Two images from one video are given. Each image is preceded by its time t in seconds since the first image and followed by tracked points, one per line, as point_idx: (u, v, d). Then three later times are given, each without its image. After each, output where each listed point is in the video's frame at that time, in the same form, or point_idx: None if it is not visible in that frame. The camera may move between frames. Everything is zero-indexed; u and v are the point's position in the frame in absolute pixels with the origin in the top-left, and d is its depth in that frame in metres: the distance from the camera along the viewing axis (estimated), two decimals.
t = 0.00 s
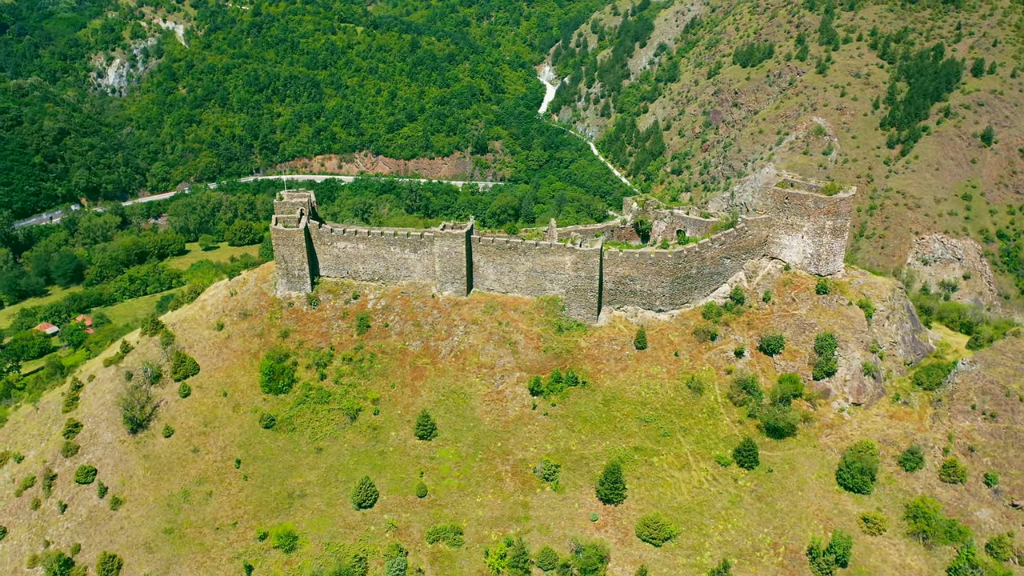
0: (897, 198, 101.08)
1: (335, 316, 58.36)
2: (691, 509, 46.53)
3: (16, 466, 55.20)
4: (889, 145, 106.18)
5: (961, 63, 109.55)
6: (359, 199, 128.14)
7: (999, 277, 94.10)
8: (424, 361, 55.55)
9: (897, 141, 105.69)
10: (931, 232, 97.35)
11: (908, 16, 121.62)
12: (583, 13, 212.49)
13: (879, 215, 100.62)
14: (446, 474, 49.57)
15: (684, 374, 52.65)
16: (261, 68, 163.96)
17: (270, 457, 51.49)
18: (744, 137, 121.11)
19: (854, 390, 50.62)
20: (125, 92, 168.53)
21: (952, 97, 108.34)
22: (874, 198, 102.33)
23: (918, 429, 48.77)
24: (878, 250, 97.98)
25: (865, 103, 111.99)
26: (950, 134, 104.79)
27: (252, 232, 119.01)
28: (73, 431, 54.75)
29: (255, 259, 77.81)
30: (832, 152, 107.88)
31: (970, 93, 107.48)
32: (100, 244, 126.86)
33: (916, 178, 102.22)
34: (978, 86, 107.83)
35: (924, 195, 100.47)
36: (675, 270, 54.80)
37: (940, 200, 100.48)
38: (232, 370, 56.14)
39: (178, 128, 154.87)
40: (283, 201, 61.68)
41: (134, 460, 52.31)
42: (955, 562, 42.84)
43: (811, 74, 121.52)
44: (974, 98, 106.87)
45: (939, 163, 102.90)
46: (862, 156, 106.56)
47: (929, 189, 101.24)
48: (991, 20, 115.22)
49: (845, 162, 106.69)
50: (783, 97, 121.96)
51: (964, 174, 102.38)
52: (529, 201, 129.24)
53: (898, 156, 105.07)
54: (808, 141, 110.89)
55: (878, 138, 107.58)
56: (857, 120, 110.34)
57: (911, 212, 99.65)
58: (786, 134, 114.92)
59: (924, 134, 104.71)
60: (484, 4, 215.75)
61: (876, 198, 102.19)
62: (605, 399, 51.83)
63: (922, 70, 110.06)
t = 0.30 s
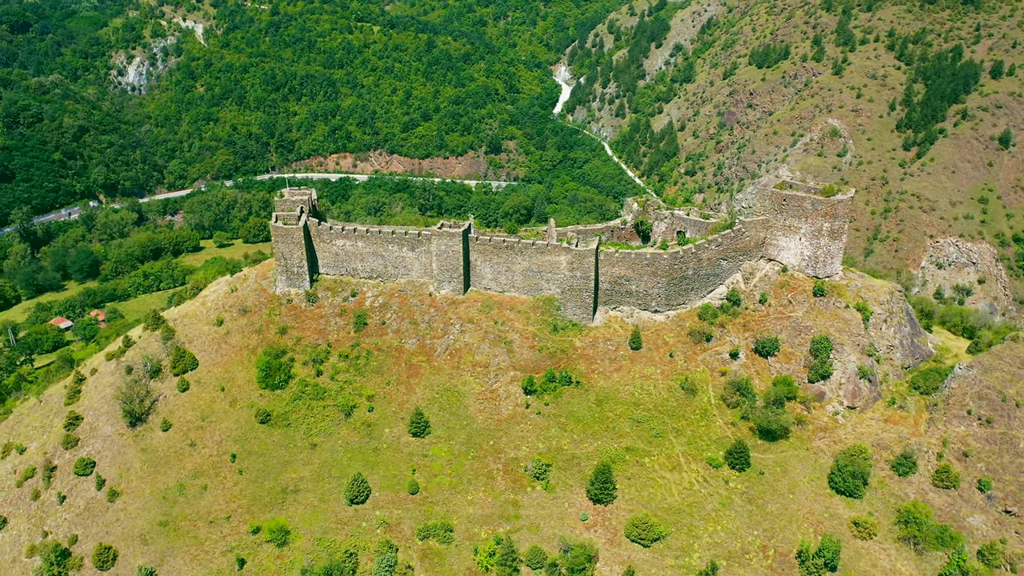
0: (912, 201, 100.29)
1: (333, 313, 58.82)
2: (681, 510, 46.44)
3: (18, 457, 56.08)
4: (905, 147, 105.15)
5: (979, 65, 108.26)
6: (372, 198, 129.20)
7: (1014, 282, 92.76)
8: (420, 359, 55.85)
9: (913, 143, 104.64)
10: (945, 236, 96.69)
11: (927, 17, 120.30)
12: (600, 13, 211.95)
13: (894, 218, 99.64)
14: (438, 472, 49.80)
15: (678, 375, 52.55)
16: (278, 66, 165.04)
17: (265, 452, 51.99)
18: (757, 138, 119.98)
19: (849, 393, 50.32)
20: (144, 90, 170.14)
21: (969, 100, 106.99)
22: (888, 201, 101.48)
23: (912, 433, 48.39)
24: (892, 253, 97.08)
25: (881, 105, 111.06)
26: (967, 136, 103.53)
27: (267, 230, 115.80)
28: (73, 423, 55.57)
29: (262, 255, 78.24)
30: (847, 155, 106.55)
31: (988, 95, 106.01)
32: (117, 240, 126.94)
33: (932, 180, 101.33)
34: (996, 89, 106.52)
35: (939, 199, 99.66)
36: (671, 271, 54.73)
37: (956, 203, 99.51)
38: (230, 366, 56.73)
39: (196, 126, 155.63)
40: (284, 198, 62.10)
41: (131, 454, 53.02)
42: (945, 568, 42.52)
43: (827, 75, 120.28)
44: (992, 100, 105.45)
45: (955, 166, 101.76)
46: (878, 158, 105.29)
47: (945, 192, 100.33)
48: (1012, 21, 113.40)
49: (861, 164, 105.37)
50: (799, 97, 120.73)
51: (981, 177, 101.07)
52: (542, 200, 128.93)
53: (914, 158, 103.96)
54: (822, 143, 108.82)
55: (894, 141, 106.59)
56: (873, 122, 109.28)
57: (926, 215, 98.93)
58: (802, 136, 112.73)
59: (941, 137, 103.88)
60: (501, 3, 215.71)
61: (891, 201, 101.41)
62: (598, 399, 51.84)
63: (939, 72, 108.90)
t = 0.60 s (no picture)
0: (927, 204, 99.30)
1: (332, 310, 59.29)
2: (672, 512, 46.33)
3: (21, 448, 57.02)
4: (921, 150, 104.09)
5: (999, 66, 105.45)
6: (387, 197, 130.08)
7: None
8: (416, 357, 56.13)
9: (929, 146, 103.56)
10: (961, 240, 95.30)
11: (946, 18, 118.61)
12: (618, 13, 211.37)
13: (908, 221, 98.97)
14: (431, 469, 50.05)
15: (673, 375, 52.50)
16: (296, 66, 165.94)
17: (261, 446, 52.50)
18: (772, 139, 120.40)
19: (844, 397, 50.01)
20: (164, 88, 171.48)
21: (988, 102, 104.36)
22: (904, 204, 100.79)
23: (907, 438, 48.02)
24: (907, 258, 96.55)
25: (898, 107, 110.02)
26: (985, 139, 101.60)
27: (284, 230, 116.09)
28: (75, 416, 56.41)
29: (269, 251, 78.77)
30: (862, 156, 106.22)
31: (1008, 97, 103.25)
32: (133, 237, 126.28)
33: (949, 183, 100.06)
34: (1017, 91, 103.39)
35: (955, 202, 98.43)
36: (667, 271, 54.62)
37: (973, 206, 97.89)
38: (229, 361, 57.33)
39: (213, 124, 156.68)
40: (285, 195, 62.54)
41: (130, 446, 53.76)
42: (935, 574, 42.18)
43: (844, 76, 119.11)
44: (1011, 102, 102.74)
45: (973, 169, 99.86)
46: (894, 161, 104.57)
47: (961, 195, 98.77)
48: None
49: (876, 166, 104.87)
50: (815, 99, 120.30)
51: (999, 180, 98.85)
52: (554, 200, 129.00)
53: (930, 161, 102.92)
54: (838, 144, 109.01)
55: (910, 143, 105.66)
56: (889, 124, 108.49)
57: (942, 218, 97.92)
58: (816, 137, 113.20)
59: (959, 139, 101.97)
60: (518, 3, 215.60)
61: (907, 204, 100.65)
62: (592, 399, 51.86)
63: (958, 73, 107.15)
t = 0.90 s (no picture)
0: (946, 207, 97.96)
1: (332, 307, 59.81)
2: (664, 512, 46.13)
3: (27, 439, 58.01)
4: (939, 153, 102.62)
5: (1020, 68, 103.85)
6: (401, 196, 130.41)
7: None
8: (414, 354, 56.50)
9: (948, 149, 102.05)
10: (980, 244, 93.94)
11: (968, 19, 116.77)
12: (637, 13, 210.32)
13: (925, 224, 97.87)
14: (425, 466, 50.28)
15: (669, 376, 52.43)
16: (315, 64, 166.67)
17: (259, 441, 53.10)
18: (790, 141, 119.52)
19: (841, 400, 49.63)
20: (186, 86, 173.02)
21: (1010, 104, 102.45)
22: (922, 207, 99.50)
23: (904, 443, 47.60)
24: (925, 261, 95.42)
25: (917, 109, 108.76)
26: (1005, 142, 99.62)
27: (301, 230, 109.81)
28: (79, 408, 57.33)
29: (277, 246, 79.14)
30: (880, 159, 105.55)
31: None
32: (152, 232, 125.12)
33: (967, 187, 98.52)
34: None
35: (974, 206, 96.86)
36: (666, 272, 54.55)
37: (992, 210, 96.22)
38: (230, 356, 58.01)
39: (233, 122, 156.72)
40: (289, 193, 63.13)
41: (132, 439, 54.57)
42: None
43: (862, 78, 117.87)
44: None
45: (993, 173, 98.27)
46: (911, 164, 103.41)
47: (980, 199, 97.22)
48: None
49: (894, 169, 103.71)
50: (833, 101, 119.22)
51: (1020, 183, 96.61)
52: (569, 201, 128.46)
53: (950, 164, 101.23)
54: (856, 147, 108.60)
55: (929, 146, 104.41)
56: (908, 126, 107.47)
57: (960, 222, 96.46)
58: (834, 139, 112.07)
59: (978, 142, 100.58)
60: (538, 3, 215.21)
61: (924, 207, 99.42)
62: (587, 399, 51.91)
63: (979, 76, 105.45)
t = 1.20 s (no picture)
0: (964, 211, 96.85)
1: (333, 304, 60.34)
2: (655, 514, 46.00)
3: (33, 430, 59.05)
4: (959, 155, 101.14)
5: None
6: (416, 194, 130.35)
7: None
8: (412, 351, 56.88)
9: (968, 152, 100.49)
10: (998, 248, 92.75)
11: (991, 21, 114.80)
12: (657, 14, 209.21)
13: (943, 228, 96.87)
14: (420, 462, 50.56)
15: (665, 377, 52.34)
16: (334, 63, 167.42)
17: (257, 435, 53.69)
18: (807, 142, 117.67)
19: (838, 404, 49.31)
20: (207, 84, 175.05)
21: None
22: (940, 210, 98.45)
23: (900, 447, 47.21)
24: (940, 266, 94.74)
25: (937, 111, 107.33)
26: None
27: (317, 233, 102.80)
28: (83, 400, 58.20)
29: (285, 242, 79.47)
30: (898, 162, 104.11)
31: None
32: (170, 229, 125.23)
33: (987, 190, 97.01)
34: None
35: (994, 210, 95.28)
36: (663, 273, 54.44)
37: (1012, 214, 94.46)
38: (231, 351, 58.68)
39: (252, 120, 158.10)
40: (292, 190, 63.71)
41: (134, 431, 55.39)
42: None
43: (882, 80, 116.50)
44: None
45: (1014, 176, 96.46)
46: (930, 166, 102.17)
47: (999, 203, 95.62)
48: None
49: (913, 171, 102.69)
50: (852, 103, 118.03)
51: None
52: (585, 203, 127.52)
53: (969, 167, 99.74)
54: (874, 150, 106.98)
55: (948, 148, 102.97)
56: (927, 128, 106.23)
57: (979, 226, 95.07)
58: (852, 140, 110.19)
59: (999, 145, 98.78)
60: (558, 3, 214.78)
61: (942, 210, 98.34)
62: (582, 398, 51.95)
63: (1002, 78, 103.55)
